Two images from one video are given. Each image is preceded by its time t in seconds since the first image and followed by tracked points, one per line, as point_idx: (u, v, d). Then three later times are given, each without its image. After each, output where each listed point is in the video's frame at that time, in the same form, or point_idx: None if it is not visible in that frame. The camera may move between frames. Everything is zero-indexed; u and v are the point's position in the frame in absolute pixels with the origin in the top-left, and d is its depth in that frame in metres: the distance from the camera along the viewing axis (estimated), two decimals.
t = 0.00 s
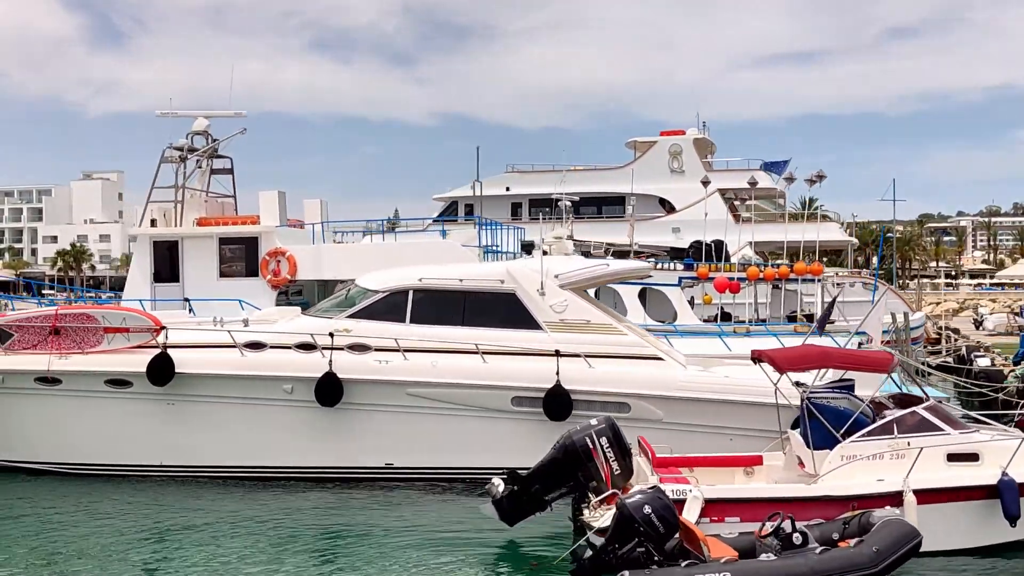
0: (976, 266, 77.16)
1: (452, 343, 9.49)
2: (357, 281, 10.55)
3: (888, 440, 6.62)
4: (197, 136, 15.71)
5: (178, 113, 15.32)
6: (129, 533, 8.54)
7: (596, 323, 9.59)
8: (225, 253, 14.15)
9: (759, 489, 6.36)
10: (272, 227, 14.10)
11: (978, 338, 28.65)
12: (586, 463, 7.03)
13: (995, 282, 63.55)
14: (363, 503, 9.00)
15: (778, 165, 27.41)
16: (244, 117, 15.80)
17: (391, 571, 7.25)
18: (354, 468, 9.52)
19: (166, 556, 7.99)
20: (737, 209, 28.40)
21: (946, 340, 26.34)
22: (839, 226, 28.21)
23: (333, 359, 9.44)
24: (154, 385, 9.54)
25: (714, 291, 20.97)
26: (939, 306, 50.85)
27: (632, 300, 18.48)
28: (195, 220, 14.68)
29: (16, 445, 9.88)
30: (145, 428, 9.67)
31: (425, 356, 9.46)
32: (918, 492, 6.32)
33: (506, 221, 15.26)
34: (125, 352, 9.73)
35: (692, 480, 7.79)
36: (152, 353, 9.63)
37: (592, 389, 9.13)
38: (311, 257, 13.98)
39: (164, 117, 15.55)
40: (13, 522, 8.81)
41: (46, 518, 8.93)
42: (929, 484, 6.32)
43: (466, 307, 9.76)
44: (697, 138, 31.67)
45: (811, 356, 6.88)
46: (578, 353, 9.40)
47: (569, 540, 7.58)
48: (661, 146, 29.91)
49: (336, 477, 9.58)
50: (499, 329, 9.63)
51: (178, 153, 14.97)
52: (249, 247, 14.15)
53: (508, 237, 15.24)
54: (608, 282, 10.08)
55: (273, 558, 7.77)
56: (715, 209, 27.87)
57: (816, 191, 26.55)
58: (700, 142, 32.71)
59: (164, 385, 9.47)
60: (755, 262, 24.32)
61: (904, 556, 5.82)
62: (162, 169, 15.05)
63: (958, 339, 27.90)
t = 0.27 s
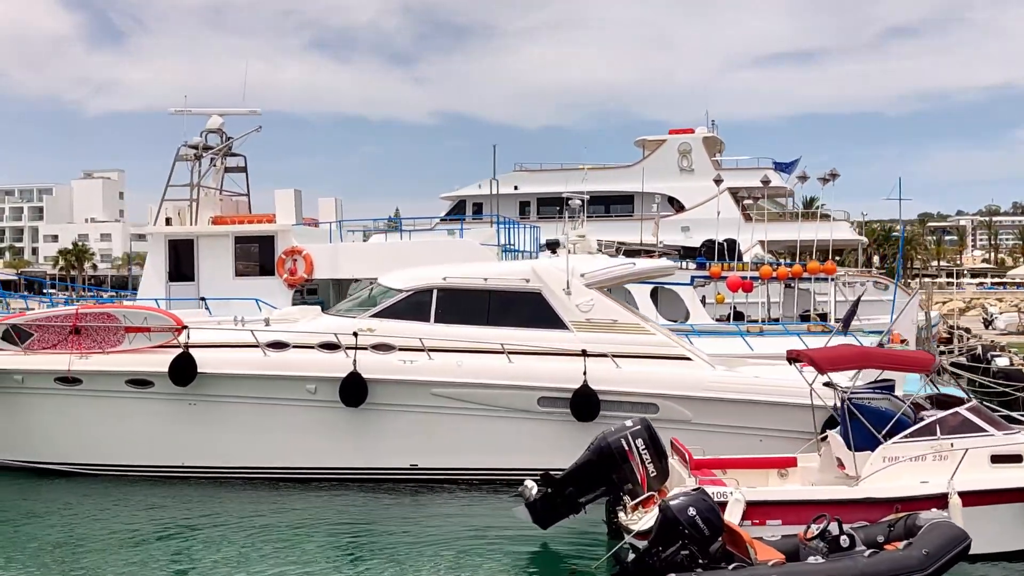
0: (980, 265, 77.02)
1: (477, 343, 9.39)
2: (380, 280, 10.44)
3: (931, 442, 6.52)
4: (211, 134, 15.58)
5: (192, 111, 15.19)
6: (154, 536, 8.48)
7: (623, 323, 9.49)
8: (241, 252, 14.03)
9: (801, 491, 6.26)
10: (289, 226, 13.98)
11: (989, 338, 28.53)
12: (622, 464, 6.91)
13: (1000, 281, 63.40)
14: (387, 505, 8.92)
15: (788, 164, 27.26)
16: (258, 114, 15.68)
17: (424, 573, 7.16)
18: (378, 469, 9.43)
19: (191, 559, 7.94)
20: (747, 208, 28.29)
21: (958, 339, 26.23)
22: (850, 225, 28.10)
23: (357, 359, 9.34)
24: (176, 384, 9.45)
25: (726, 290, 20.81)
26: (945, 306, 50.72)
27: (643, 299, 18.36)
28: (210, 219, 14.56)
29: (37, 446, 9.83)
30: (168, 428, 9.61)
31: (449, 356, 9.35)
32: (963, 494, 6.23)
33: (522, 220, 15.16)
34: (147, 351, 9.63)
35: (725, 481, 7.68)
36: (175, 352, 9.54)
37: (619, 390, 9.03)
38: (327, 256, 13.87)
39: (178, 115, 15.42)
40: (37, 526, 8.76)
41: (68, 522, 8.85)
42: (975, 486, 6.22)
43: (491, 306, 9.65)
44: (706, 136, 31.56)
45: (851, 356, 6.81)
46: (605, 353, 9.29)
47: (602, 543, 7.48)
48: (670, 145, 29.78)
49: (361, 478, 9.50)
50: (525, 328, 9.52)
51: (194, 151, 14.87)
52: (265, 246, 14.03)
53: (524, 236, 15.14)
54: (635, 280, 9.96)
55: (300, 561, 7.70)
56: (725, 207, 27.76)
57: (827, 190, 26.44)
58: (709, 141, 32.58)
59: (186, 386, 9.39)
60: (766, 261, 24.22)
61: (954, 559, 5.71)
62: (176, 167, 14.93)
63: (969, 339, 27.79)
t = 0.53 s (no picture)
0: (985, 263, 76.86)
1: (503, 343, 9.28)
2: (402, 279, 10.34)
3: (976, 442, 6.42)
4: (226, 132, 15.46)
5: (207, 109, 15.08)
6: (179, 538, 8.41)
7: (650, 322, 9.38)
8: (257, 251, 13.93)
9: (844, 493, 6.15)
10: (305, 224, 13.88)
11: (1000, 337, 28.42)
12: (659, 465, 6.79)
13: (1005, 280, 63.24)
14: (413, 508, 8.81)
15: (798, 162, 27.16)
16: (272, 112, 15.57)
17: None
18: (403, 470, 9.33)
19: (216, 561, 7.87)
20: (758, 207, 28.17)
21: (970, 338, 26.12)
22: (861, 223, 27.99)
23: (382, 359, 9.24)
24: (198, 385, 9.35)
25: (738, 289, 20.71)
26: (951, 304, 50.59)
27: (657, 297, 18.27)
28: (225, 217, 14.46)
29: (56, 449, 9.71)
30: (190, 429, 9.50)
31: (475, 355, 9.25)
32: (1010, 495, 6.16)
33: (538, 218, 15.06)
34: (168, 351, 9.53)
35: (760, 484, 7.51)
36: (197, 352, 9.44)
37: (648, 390, 8.92)
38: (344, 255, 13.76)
39: (192, 113, 15.31)
40: (60, 528, 8.68)
41: (90, 525, 8.75)
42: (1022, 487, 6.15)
43: (516, 305, 9.54)
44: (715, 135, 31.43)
45: (894, 356, 6.68)
46: (633, 353, 9.18)
47: (637, 548, 7.36)
48: (679, 143, 29.66)
49: (385, 479, 9.41)
50: (551, 328, 9.42)
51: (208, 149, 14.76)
52: (281, 244, 13.92)
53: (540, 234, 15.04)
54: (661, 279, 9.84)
55: (326, 565, 7.62)
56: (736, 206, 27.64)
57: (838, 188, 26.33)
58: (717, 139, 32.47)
59: (208, 386, 9.29)
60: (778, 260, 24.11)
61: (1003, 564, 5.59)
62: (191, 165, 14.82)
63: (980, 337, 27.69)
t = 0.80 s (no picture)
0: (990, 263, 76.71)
1: (529, 343, 9.18)
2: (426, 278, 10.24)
3: (1021, 443, 6.33)
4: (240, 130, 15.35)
5: (222, 107, 14.98)
6: (204, 545, 8.35)
7: (679, 322, 9.27)
8: (273, 250, 13.84)
9: (890, 496, 6.06)
10: (322, 223, 13.78)
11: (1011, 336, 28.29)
12: (697, 468, 6.68)
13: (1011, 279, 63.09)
14: (439, 513, 8.74)
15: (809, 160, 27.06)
16: (287, 111, 15.47)
17: None
18: (428, 472, 9.25)
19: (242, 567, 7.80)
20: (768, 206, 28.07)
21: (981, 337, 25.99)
22: (871, 222, 27.87)
23: (407, 359, 9.14)
24: (221, 385, 9.27)
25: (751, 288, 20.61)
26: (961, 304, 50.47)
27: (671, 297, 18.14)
28: (241, 217, 14.36)
29: (77, 451, 9.61)
30: (213, 430, 9.43)
31: (501, 356, 9.15)
32: None
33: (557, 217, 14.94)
34: (191, 352, 9.45)
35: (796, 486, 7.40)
36: (220, 353, 9.35)
37: (677, 391, 8.82)
38: (361, 255, 13.63)
39: (207, 111, 15.20)
40: (84, 530, 8.63)
41: (113, 529, 8.68)
42: None
43: (542, 305, 9.44)
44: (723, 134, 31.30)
45: (938, 355, 6.56)
46: (661, 353, 9.07)
47: (671, 551, 7.28)
48: (689, 141, 29.54)
49: (410, 481, 9.33)
50: (577, 328, 9.32)
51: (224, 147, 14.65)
52: (298, 243, 13.83)
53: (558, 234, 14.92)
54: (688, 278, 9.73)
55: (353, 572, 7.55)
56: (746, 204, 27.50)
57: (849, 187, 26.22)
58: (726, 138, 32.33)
59: (232, 387, 9.20)
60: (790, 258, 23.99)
61: None
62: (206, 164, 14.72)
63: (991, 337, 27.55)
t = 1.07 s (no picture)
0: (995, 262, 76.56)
1: (554, 342, 9.08)
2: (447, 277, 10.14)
3: None
4: (255, 128, 15.23)
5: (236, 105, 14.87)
6: (226, 541, 8.26)
7: (705, 322, 9.17)
8: (289, 249, 13.72)
9: (933, 499, 5.98)
10: (338, 222, 13.66)
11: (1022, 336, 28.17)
12: (733, 470, 6.56)
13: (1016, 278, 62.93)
14: (464, 514, 8.64)
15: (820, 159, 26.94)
16: (302, 109, 15.36)
17: None
18: (451, 472, 9.16)
19: (265, 567, 7.72)
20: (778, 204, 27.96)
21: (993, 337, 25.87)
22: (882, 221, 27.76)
23: (430, 359, 9.05)
24: (242, 385, 9.18)
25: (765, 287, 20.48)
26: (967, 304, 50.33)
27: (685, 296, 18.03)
28: (256, 216, 14.26)
29: (95, 452, 9.51)
30: (233, 431, 9.33)
31: (525, 356, 9.06)
32: None
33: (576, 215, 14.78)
34: (212, 352, 9.36)
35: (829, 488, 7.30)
36: (241, 352, 9.26)
37: (704, 392, 8.72)
38: (377, 254, 13.53)
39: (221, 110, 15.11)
40: (104, 530, 8.56)
41: (135, 531, 8.58)
42: None
43: (566, 304, 9.33)
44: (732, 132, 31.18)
45: (979, 356, 6.48)
46: (688, 352, 8.97)
47: (703, 553, 7.17)
48: (699, 140, 29.41)
49: (433, 481, 9.24)
50: (602, 327, 9.22)
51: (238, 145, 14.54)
52: (314, 242, 13.70)
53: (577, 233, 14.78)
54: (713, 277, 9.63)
55: (376, 574, 7.46)
56: (756, 203, 27.38)
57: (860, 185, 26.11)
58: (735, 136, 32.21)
59: (254, 387, 9.11)
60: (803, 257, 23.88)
61: None
62: (220, 163, 14.60)
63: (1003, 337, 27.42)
